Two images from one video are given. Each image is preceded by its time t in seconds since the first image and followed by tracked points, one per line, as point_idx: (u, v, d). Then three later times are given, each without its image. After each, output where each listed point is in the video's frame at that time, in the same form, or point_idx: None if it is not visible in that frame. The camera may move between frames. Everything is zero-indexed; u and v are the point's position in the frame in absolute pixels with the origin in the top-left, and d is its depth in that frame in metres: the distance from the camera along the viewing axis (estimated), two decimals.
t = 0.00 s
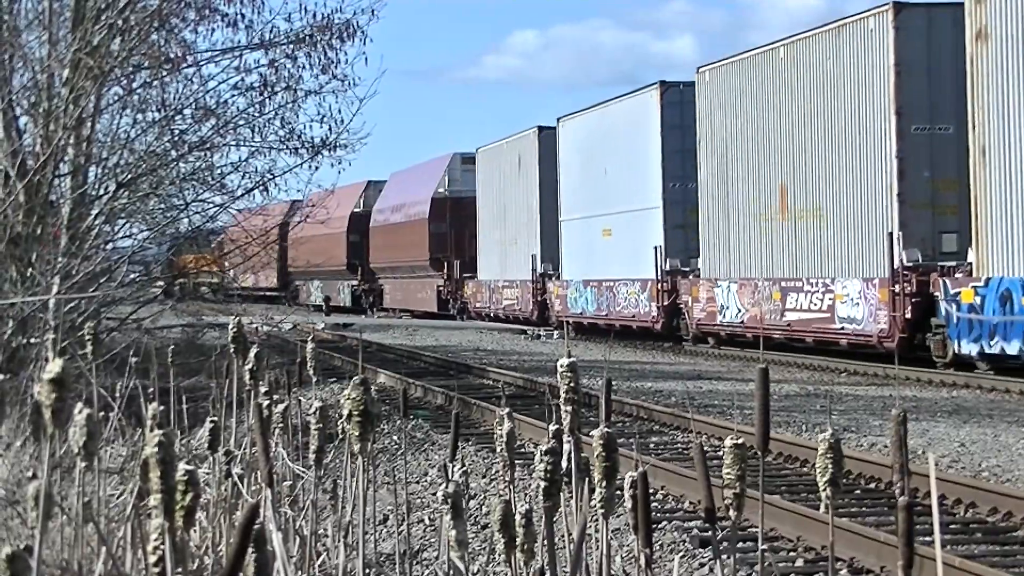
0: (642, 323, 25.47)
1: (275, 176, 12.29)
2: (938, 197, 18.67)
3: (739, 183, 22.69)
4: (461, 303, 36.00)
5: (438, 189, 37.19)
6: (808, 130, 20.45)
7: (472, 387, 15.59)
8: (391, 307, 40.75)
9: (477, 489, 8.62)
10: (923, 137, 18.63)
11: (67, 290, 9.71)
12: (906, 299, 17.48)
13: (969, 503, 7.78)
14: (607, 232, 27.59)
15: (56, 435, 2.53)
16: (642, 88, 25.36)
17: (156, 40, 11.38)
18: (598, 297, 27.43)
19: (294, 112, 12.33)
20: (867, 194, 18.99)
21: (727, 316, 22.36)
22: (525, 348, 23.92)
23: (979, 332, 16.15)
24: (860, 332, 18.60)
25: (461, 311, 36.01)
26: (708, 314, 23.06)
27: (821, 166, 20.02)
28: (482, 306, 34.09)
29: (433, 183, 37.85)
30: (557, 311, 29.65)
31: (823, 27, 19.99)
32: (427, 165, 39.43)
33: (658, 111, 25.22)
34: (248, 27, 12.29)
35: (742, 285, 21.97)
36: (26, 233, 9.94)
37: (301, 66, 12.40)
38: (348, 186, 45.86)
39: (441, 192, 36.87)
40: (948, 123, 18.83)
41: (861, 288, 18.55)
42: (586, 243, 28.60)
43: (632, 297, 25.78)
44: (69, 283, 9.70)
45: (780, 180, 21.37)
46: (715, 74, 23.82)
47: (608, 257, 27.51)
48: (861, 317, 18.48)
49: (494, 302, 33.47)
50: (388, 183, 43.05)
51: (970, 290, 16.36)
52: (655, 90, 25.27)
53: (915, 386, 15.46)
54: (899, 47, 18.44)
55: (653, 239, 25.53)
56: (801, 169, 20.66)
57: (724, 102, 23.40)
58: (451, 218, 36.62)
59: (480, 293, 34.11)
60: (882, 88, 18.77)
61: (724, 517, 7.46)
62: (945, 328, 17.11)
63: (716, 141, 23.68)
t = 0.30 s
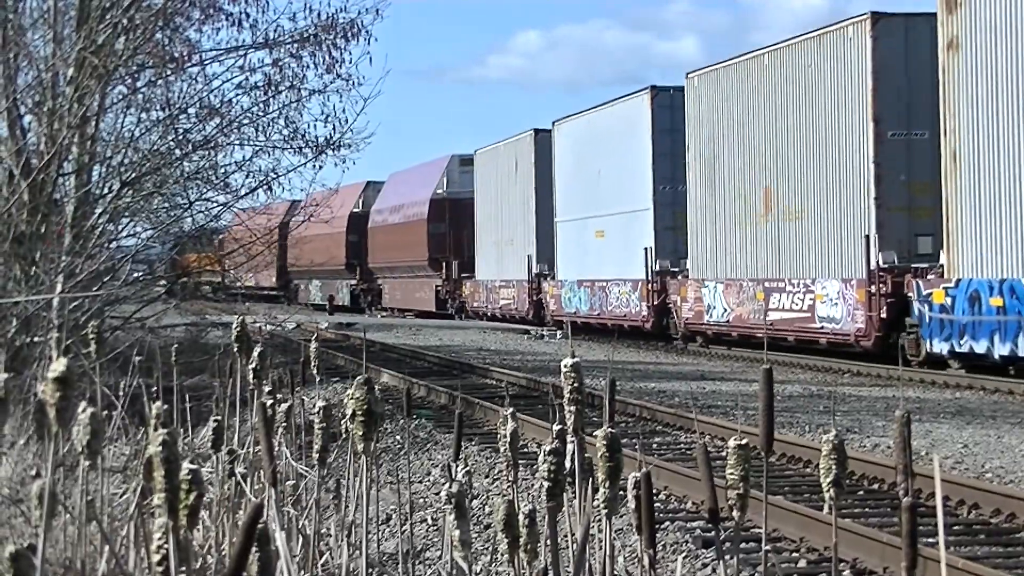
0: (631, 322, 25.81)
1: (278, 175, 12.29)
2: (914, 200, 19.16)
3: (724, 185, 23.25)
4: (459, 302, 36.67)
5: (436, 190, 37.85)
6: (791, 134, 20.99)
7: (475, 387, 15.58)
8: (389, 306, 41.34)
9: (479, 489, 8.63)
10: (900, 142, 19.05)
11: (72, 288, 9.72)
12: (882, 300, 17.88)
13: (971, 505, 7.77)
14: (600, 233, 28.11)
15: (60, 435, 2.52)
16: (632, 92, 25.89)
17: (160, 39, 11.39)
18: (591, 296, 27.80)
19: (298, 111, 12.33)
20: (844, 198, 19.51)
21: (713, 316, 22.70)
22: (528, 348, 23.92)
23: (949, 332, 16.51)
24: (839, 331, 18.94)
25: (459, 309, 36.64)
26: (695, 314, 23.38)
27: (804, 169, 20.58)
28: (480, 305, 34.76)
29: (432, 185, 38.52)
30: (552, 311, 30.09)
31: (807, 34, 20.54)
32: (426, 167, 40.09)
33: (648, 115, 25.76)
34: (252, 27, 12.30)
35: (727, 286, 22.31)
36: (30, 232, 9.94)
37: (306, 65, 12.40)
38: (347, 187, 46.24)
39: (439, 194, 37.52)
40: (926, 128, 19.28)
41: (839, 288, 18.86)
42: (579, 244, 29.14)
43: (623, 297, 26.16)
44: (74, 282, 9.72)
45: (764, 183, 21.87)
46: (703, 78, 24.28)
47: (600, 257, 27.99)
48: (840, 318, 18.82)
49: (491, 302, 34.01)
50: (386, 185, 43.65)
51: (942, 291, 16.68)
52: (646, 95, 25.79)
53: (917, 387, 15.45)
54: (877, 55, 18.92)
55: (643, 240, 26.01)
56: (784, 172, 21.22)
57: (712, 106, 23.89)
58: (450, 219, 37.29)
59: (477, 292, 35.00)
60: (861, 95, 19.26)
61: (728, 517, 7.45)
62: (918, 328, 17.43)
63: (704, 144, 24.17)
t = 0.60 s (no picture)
0: (622, 322, 26.22)
1: (280, 175, 12.29)
2: (890, 205, 19.52)
3: (709, 190, 23.68)
4: (455, 302, 36.94)
5: (434, 193, 38.16)
6: (774, 141, 21.46)
7: (477, 387, 15.56)
8: (386, 306, 41.53)
9: (481, 489, 8.63)
10: (876, 148, 19.54)
11: (73, 288, 9.73)
12: (857, 301, 18.30)
13: (973, 507, 7.76)
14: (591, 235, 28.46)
15: (63, 434, 2.53)
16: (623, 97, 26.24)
17: (162, 40, 11.39)
18: (582, 296, 28.09)
19: (300, 112, 12.33)
20: (824, 202, 19.92)
21: (699, 316, 23.22)
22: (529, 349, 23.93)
23: (921, 332, 17.11)
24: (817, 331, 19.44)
25: (455, 309, 36.90)
26: (683, 313, 23.85)
27: (786, 175, 20.98)
28: (476, 305, 35.00)
29: (430, 187, 38.88)
30: (545, 311, 30.32)
31: (789, 43, 21.06)
32: (423, 169, 40.44)
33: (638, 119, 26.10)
34: (255, 27, 12.30)
35: (714, 287, 22.76)
36: (32, 231, 9.96)
37: (308, 65, 12.40)
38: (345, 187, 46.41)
39: (437, 195, 37.79)
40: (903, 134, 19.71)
41: (818, 288, 19.36)
42: (571, 246, 29.50)
43: (614, 297, 26.54)
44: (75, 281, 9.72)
45: (748, 187, 22.26)
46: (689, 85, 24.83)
47: (592, 259, 28.33)
48: (818, 318, 19.33)
49: (485, 302, 34.23)
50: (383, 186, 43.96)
51: (914, 291, 17.31)
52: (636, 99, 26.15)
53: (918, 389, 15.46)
54: (854, 64, 19.43)
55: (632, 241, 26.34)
56: (767, 177, 21.64)
57: (696, 112, 24.43)
58: (447, 220, 37.50)
59: (473, 293, 35.16)
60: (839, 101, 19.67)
61: (730, 519, 7.44)
62: (892, 328, 18.00)
63: (689, 149, 24.67)
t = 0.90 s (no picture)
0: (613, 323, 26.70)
1: (284, 176, 12.29)
2: (869, 210, 19.99)
3: (695, 194, 24.19)
4: (454, 302, 37.20)
5: (432, 195, 38.36)
6: (758, 146, 21.85)
7: (480, 389, 15.54)
8: (384, 307, 41.70)
9: (484, 491, 8.65)
10: (855, 154, 19.98)
11: (77, 288, 9.74)
12: (836, 302, 18.93)
13: (976, 510, 7.75)
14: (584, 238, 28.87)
15: (67, 433, 2.54)
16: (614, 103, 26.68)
17: (166, 40, 11.39)
18: (576, 297, 28.53)
19: (304, 113, 12.33)
20: (805, 208, 20.35)
21: (686, 317, 23.71)
22: (532, 351, 23.96)
23: (895, 333, 17.68)
24: (797, 331, 20.01)
25: (453, 310, 37.16)
26: (671, 314, 24.34)
27: (771, 180, 21.38)
28: (473, 306, 35.22)
29: (428, 189, 39.05)
30: (540, 312, 30.69)
31: (772, 51, 21.43)
32: (421, 172, 40.64)
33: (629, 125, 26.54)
34: (258, 28, 12.29)
35: (701, 289, 23.22)
36: (35, 232, 9.97)
37: (311, 67, 12.40)
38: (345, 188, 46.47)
39: (435, 198, 37.95)
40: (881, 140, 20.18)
41: (799, 291, 19.93)
42: (563, 249, 29.93)
43: (606, 299, 26.96)
44: (79, 282, 9.74)
45: (732, 192, 22.72)
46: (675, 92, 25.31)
47: (585, 261, 28.75)
48: (799, 318, 19.91)
49: (483, 302, 34.49)
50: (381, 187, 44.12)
51: (889, 294, 17.95)
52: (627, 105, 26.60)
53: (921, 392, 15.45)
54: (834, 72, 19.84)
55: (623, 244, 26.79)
56: (750, 183, 22.09)
57: (681, 119, 24.93)
58: (446, 222, 37.60)
59: (471, 294, 35.44)
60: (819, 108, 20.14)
61: (733, 522, 7.45)
62: (869, 329, 18.59)
63: (675, 155, 25.14)
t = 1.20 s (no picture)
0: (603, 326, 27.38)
1: (286, 180, 12.29)
2: (848, 215, 21.02)
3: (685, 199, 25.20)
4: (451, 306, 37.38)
5: (429, 200, 38.63)
6: (743, 154, 22.87)
7: (482, 393, 15.56)
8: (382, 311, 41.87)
9: (485, 495, 8.66)
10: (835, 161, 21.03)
11: (78, 292, 9.75)
12: (814, 305, 19.96)
13: (977, 514, 7.74)
14: (577, 243, 29.66)
15: (67, 438, 2.54)
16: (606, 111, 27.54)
17: (168, 44, 11.38)
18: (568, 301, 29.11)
19: (306, 117, 12.34)
20: (788, 213, 21.40)
21: (673, 319, 24.46)
22: (533, 355, 23.94)
23: (870, 335, 18.64)
24: (778, 334, 20.86)
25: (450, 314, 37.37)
26: (659, 318, 25.05)
27: (756, 186, 22.42)
28: (470, 310, 35.49)
29: (425, 194, 39.31)
30: (535, 315, 31.12)
31: (758, 62, 22.47)
32: (418, 178, 40.96)
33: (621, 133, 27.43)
34: (260, 32, 12.30)
35: (687, 292, 24.04)
36: (37, 235, 9.98)
37: (313, 70, 12.41)
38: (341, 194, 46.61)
39: (432, 203, 38.22)
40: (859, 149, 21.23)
41: (781, 294, 20.86)
42: (556, 253, 30.73)
43: (597, 302, 27.68)
44: (80, 285, 9.75)
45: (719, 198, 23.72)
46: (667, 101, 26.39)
47: (577, 265, 29.48)
48: (780, 321, 20.77)
49: (479, 306, 34.78)
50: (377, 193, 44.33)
51: (865, 297, 18.91)
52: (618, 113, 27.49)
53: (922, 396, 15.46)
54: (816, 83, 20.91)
55: (614, 248, 27.62)
56: (736, 189, 23.08)
57: (672, 127, 26.01)
58: (442, 226, 37.92)
59: (467, 298, 35.76)
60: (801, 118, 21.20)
61: (734, 526, 7.45)
62: (847, 332, 19.49)
63: (667, 162, 26.16)
